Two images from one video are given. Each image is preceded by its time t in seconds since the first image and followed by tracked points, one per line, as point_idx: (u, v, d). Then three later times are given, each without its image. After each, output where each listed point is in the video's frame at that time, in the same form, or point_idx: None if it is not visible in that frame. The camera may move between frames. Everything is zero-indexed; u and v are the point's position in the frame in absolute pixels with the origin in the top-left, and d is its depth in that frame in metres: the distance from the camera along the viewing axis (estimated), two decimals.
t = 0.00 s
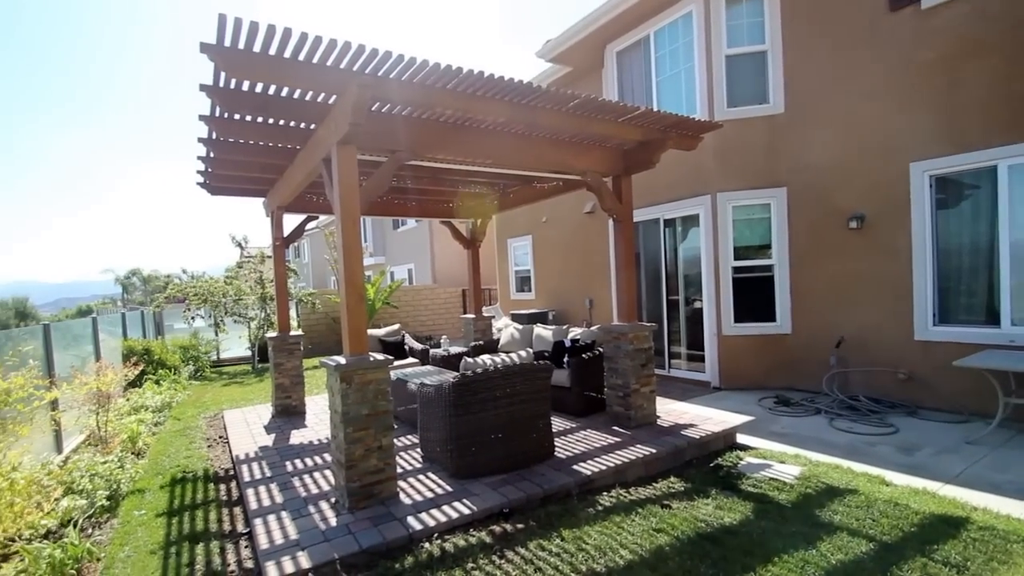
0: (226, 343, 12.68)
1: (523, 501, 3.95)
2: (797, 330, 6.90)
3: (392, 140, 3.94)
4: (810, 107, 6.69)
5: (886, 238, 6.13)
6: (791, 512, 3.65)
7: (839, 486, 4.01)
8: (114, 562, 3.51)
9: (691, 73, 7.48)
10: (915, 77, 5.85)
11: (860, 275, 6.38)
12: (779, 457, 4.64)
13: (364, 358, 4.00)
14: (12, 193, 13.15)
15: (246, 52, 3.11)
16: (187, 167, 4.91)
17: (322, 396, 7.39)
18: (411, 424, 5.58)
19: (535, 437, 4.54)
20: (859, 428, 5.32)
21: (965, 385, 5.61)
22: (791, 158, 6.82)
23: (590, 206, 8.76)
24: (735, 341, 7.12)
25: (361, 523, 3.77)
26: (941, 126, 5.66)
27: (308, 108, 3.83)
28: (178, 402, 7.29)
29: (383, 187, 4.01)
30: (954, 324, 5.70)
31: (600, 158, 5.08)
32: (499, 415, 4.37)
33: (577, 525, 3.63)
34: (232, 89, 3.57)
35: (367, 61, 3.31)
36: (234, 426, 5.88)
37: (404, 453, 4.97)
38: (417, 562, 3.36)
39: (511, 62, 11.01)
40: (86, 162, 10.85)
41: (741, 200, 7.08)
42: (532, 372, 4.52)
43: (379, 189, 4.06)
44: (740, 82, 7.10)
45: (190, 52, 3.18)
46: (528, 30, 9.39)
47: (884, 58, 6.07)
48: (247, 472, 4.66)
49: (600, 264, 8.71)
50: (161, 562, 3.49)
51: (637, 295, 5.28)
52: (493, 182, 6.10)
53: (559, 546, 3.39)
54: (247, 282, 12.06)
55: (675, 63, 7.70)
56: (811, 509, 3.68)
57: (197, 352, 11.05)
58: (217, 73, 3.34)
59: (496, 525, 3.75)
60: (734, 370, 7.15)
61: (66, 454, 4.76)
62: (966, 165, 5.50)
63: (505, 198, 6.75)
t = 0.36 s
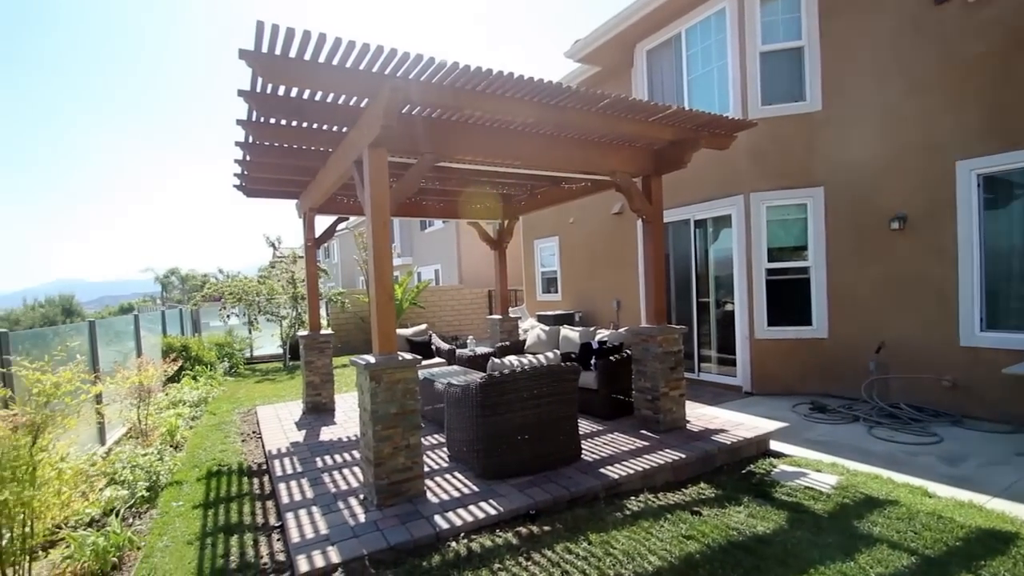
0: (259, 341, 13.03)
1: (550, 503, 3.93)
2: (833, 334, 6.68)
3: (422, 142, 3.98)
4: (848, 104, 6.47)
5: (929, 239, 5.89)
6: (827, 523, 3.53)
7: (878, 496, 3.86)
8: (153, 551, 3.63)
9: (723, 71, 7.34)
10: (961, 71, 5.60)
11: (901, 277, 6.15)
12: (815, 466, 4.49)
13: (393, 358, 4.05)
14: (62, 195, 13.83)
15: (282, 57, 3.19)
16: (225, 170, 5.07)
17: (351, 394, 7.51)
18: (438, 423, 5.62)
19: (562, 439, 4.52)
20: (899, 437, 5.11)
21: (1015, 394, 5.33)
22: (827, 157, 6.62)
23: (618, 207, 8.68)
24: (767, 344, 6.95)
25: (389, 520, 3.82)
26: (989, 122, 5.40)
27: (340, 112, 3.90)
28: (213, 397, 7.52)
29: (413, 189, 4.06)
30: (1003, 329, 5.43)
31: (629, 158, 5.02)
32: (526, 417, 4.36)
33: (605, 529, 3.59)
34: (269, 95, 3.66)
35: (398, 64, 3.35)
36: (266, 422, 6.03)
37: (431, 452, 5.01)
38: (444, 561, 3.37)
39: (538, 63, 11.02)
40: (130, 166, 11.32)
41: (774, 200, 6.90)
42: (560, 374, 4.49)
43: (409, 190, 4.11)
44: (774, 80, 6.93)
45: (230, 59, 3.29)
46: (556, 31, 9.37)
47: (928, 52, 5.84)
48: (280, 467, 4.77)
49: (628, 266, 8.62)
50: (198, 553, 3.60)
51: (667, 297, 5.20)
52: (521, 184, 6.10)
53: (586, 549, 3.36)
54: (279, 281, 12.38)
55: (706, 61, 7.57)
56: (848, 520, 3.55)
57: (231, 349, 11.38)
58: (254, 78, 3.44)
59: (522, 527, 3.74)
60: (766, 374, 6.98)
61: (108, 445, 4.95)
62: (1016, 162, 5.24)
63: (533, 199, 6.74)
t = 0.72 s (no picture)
0: (287, 340, 13.32)
1: (575, 506, 3.90)
2: (868, 338, 6.46)
3: (449, 144, 4.01)
4: (885, 100, 6.27)
5: (971, 239, 5.71)
6: (862, 533, 3.41)
7: (917, 507, 3.71)
8: (187, 543, 3.74)
9: (753, 68, 7.19)
10: (1009, 65, 5.39)
11: (941, 279, 5.95)
12: (849, 474, 4.35)
13: (418, 358, 4.07)
14: (104, 199, 14.42)
15: (313, 63, 3.24)
16: (256, 173, 5.19)
17: (377, 393, 7.60)
18: (462, 424, 5.64)
19: (587, 442, 4.48)
20: (940, 446, 4.91)
21: None
22: (863, 155, 6.42)
23: (644, 207, 8.58)
24: (798, 348, 6.78)
25: (414, 519, 3.85)
26: None
27: (368, 115, 3.95)
28: (244, 394, 7.72)
29: (440, 190, 4.08)
30: None
31: (657, 157, 4.96)
32: (551, 419, 4.34)
33: (630, 534, 3.55)
34: (299, 99, 3.73)
35: (426, 67, 3.38)
36: (294, 419, 6.15)
37: (455, 452, 5.04)
38: (469, 561, 3.38)
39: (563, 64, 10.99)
40: (166, 170, 11.73)
41: (806, 200, 6.73)
42: (585, 376, 4.45)
43: (436, 192, 4.13)
44: (807, 76, 6.76)
45: (262, 64, 3.37)
46: (581, 32, 9.33)
47: (973, 46, 5.64)
48: (307, 464, 4.86)
49: (654, 267, 8.51)
50: (229, 546, 3.70)
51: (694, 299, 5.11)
52: (546, 184, 6.08)
53: (612, 554, 3.32)
54: (307, 282, 12.63)
55: (736, 58, 7.42)
56: (885, 530, 3.43)
57: (261, 348, 11.66)
58: (286, 83, 3.52)
59: (546, 529, 3.72)
60: (797, 378, 6.80)
61: (145, 440, 5.12)
62: None
63: (557, 200, 6.71)
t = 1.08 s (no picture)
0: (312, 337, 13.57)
1: (598, 508, 3.87)
2: (903, 342, 6.25)
3: (474, 144, 4.02)
4: (923, 96, 6.07)
5: (1014, 240, 5.50)
6: (897, 544, 3.30)
7: (955, 518, 3.57)
8: (217, 534, 3.84)
9: (784, 64, 7.02)
10: None
11: (981, 281, 5.74)
12: (882, 482, 4.21)
13: (442, 357, 4.11)
14: (140, 199, 14.93)
15: (342, 64, 3.29)
16: (285, 173, 5.30)
17: (400, 391, 7.67)
18: (484, 423, 5.66)
19: (610, 443, 4.45)
20: (979, 455, 4.72)
21: None
22: (898, 153, 6.22)
23: (670, 207, 8.47)
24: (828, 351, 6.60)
25: (437, 517, 3.88)
26: None
27: (395, 116, 3.99)
28: (271, 390, 7.90)
29: (465, 190, 4.10)
30: None
31: (685, 156, 4.89)
32: (574, 419, 4.32)
33: (654, 538, 3.50)
34: (328, 101, 3.80)
35: (452, 67, 3.39)
36: (320, 415, 6.26)
37: (478, 451, 5.05)
38: (491, 560, 3.39)
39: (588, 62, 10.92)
40: (199, 171, 12.06)
41: (838, 200, 6.55)
42: (609, 378, 4.41)
43: (461, 191, 4.15)
44: (840, 72, 6.57)
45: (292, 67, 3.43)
46: (607, 30, 9.27)
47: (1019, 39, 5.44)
48: (332, 459, 4.94)
49: (679, 268, 8.40)
50: (258, 538, 3.78)
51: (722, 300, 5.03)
52: (571, 184, 6.05)
53: (635, 557, 3.29)
54: (332, 280, 12.84)
55: (767, 53, 7.26)
56: (921, 541, 3.31)
57: (288, 345, 11.90)
58: (315, 85, 3.58)
59: (569, 530, 3.70)
60: (827, 383, 6.63)
61: (178, 433, 5.28)
62: None
63: (581, 199, 6.67)
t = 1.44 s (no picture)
0: (342, 336, 13.83)
1: (626, 512, 3.83)
2: (947, 348, 6.00)
3: (503, 145, 4.03)
4: (970, 93, 5.86)
5: None
6: (941, 558, 3.16)
7: (1005, 533, 3.39)
8: (251, 527, 3.95)
9: (821, 60, 6.82)
10: None
11: None
12: (925, 493, 4.04)
13: (470, 357, 4.12)
14: (179, 201, 15.49)
15: (374, 67, 3.34)
16: (318, 176, 5.42)
17: (427, 390, 7.74)
18: (511, 424, 5.67)
19: (638, 447, 4.39)
20: None
21: None
22: (943, 151, 5.98)
23: (700, 207, 8.32)
24: (866, 357, 6.38)
25: (463, 516, 3.90)
26: None
27: (425, 118, 4.03)
28: (302, 387, 8.08)
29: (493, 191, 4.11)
30: None
31: (717, 156, 4.81)
32: (603, 422, 4.28)
33: (684, 545, 3.44)
34: (360, 104, 3.86)
35: (482, 69, 3.41)
36: (348, 413, 6.37)
37: (504, 452, 5.06)
38: (517, 561, 3.38)
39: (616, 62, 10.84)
40: (234, 176, 12.42)
41: (878, 200, 6.32)
42: (637, 380, 4.36)
43: (490, 192, 4.17)
44: (881, 68, 6.34)
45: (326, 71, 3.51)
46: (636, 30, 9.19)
47: None
48: (361, 457, 5.02)
49: (710, 270, 8.24)
50: (290, 532, 3.88)
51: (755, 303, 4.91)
52: (599, 184, 6.01)
53: (664, 564, 3.23)
54: (361, 281, 13.03)
55: (803, 49, 7.07)
56: (967, 556, 3.15)
57: (318, 343, 12.16)
58: (347, 88, 3.65)
59: (596, 534, 3.67)
60: (866, 389, 6.41)
61: (214, 427, 5.44)
62: None
63: (610, 200, 6.62)
